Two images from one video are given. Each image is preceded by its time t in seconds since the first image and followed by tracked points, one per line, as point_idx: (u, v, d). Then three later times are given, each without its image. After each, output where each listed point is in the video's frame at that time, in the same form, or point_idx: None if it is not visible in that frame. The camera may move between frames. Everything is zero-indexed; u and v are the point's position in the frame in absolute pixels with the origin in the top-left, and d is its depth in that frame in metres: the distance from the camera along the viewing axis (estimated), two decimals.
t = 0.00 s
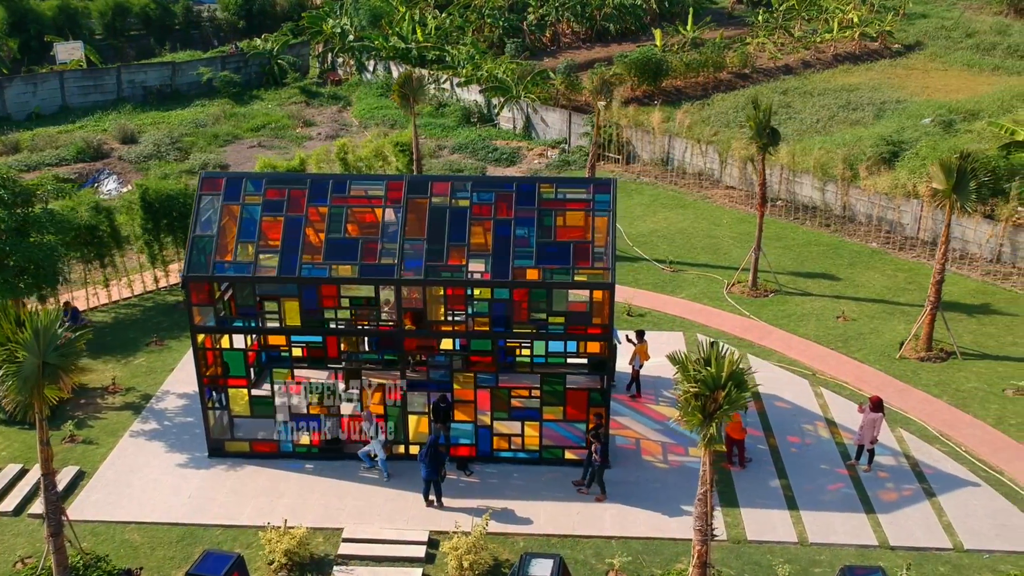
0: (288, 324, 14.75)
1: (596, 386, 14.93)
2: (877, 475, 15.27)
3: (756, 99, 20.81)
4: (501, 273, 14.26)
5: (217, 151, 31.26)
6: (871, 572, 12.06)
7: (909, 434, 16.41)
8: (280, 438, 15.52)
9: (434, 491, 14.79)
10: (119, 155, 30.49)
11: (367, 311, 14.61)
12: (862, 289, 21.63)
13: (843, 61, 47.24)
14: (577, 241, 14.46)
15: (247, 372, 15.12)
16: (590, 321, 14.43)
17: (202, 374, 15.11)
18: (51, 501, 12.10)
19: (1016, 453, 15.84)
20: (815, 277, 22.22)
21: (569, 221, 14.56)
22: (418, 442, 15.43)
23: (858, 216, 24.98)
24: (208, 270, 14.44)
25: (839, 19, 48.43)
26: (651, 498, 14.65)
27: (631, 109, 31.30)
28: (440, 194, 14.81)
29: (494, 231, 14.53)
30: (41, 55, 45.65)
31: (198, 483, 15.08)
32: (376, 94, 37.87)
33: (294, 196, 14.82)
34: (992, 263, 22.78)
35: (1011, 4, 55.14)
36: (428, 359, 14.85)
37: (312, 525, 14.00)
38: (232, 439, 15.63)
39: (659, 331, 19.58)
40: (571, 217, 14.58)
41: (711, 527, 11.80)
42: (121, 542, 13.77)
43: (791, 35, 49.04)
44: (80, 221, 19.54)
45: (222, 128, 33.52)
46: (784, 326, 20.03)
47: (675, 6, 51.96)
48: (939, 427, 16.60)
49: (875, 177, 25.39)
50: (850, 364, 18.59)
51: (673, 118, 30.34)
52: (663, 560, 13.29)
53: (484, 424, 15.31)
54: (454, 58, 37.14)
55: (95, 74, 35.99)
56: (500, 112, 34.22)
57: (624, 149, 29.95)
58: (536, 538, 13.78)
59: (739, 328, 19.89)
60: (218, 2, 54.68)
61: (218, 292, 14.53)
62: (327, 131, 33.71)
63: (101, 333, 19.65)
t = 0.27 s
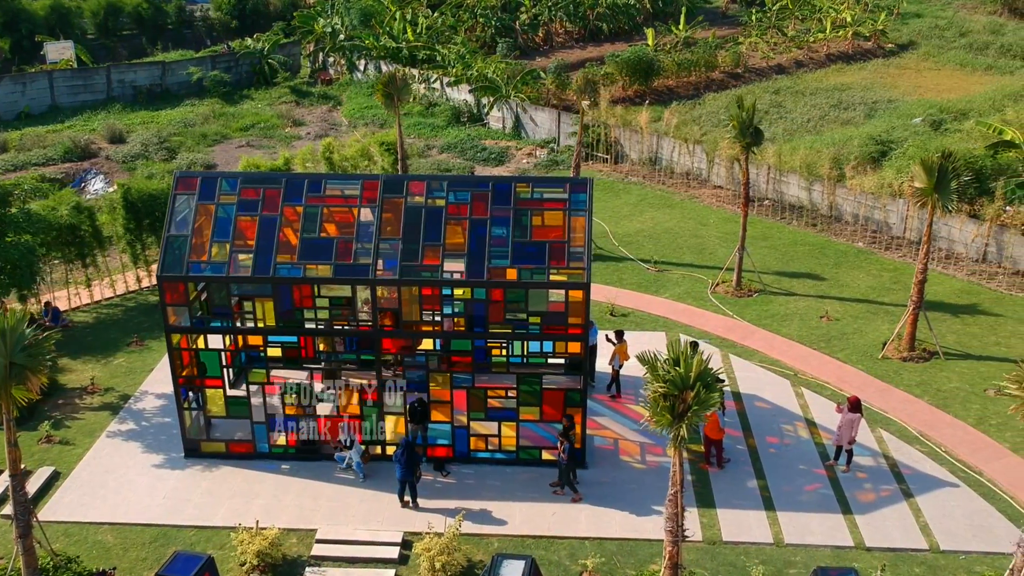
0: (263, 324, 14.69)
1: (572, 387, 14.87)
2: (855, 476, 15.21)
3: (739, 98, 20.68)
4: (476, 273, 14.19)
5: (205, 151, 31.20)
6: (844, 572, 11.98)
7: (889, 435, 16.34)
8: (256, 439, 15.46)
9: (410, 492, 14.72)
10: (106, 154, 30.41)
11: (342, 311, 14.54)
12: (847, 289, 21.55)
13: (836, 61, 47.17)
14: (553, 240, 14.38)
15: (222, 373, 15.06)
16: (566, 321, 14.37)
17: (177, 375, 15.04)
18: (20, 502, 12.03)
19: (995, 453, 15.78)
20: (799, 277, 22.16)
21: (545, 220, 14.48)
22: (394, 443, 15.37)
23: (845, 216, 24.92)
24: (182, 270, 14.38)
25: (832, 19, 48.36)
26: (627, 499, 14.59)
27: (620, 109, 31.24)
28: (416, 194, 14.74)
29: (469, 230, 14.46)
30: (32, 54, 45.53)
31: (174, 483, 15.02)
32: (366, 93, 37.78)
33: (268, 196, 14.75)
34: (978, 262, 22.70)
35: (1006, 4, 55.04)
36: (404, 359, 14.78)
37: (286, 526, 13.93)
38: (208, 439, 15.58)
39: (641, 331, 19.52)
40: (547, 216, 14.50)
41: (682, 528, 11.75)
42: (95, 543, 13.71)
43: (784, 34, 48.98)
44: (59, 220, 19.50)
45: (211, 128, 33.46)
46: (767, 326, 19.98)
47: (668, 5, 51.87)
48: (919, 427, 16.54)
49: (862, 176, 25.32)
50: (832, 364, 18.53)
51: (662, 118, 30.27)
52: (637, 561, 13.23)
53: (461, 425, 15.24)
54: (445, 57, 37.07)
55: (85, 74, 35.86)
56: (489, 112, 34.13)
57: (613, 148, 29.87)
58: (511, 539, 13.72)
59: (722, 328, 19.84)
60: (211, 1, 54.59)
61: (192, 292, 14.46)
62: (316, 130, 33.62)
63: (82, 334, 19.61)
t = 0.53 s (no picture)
0: (237, 325, 14.63)
1: (548, 387, 14.79)
2: (832, 477, 15.14)
3: (722, 97, 20.59)
4: (450, 273, 14.10)
5: (193, 151, 31.13)
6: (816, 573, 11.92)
7: (868, 436, 16.27)
8: (230, 439, 15.39)
9: (383, 493, 14.64)
10: (93, 154, 30.34)
11: (316, 311, 14.48)
12: (831, 289, 21.48)
13: (829, 61, 47.09)
14: (528, 240, 14.29)
15: (196, 373, 15.00)
16: (541, 322, 14.30)
17: (151, 375, 14.96)
18: None
19: (973, 454, 15.71)
20: (783, 277, 22.09)
21: (519, 220, 14.39)
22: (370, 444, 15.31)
23: (831, 216, 24.84)
24: (154, 270, 14.32)
25: (825, 19, 48.30)
26: (603, 500, 14.54)
27: (608, 109, 31.18)
28: (390, 193, 14.66)
29: (444, 230, 14.37)
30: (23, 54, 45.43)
31: (147, 484, 14.95)
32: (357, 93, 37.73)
33: (242, 195, 14.67)
34: (963, 262, 22.61)
35: (1000, 4, 54.95)
36: (378, 360, 14.71)
37: (258, 528, 13.86)
38: (183, 440, 15.52)
39: (623, 331, 19.46)
40: (521, 216, 14.41)
41: (651, 530, 11.69)
42: (65, 544, 13.63)
43: (777, 34, 48.91)
44: (38, 221, 19.45)
45: (199, 127, 33.39)
46: (749, 326, 19.93)
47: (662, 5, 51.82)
48: (899, 428, 16.47)
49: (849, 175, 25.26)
50: (813, 364, 18.46)
51: (650, 118, 30.21)
52: (610, 562, 13.16)
53: (436, 426, 15.17)
54: (435, 57, 37.03)
55: (74, 74, 35.76)
56: (478, 111, 34.06)
57: (600, 148, 29.79)
58: (485, 540, 13.65)
59: (704, 328, 19.78)
60: (204, 1, 54.52)
61: (165, 292, 14.41)
62: (305, 130, 33.55)
63: (61, 334, 19.56)
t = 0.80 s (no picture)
0: (209, 326, 14.56)
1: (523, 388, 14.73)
2: (808, 479, 15.07)
3: (705, 97, 20.56)
4: (423, 273, 14.03)
5: (180, 151, 31.05)
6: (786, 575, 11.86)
7: (846, 437, 16.20)
8: (204, 441, 15.31)
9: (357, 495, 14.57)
10: (80, 155, 30.28)
11: (289, 312, 14.41)
12: (814, 290, 21.41)
13: (821, 61, 47.04)
14: (502, 241, 14.22)
15: (169, 374, 14.93)
16: (515, 323, 14.22)
17: (124, 376, 14.90)
18: None
19: (952, 455, 15.65)
20: (767, 277, 22.04)
21: (493, 220, 14.32)
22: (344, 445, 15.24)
23: (817, 216, 24.77)
24: (126, 270, 14.26)
25: (818, 19, 48.25)
26: (577, 501, 14.47)
27: (596, 110, 31.11)
28: (364, 193, 14.58)
29: (417, 230, 14.30)
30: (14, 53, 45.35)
31: (120, 486, 14.87)
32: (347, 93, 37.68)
33: (215, 196, 14.62)
34: (947, 263, 22.54)
35: (993, 4, 54.91)
36: (351, 361, 14.64)
37: (229, 530, 13.79)
38: (157, 441, 15.44)
39: (604, 331, 19.40)
40: (495, 216, 14.34)
41: (620, 532, 11.62)
42: (35, 546, 13.55)
43: (770, 34, 48.85)
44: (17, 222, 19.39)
45: (187, 127, 33.31)
46: (731, 327, 19.88)
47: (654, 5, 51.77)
48: (877, 429, 16.40)
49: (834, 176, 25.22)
50: (793, 365, 18.41)
51: (638, 118, 30.16)
52: (581, 564, 13.09)
53: (411, 427, 15.09)
54: (424, 57, 36.98)
55: (62, 74, 35.67)
56: (467, 111, 33.96)
57: (588, 148, 29.69)
58: (457, 542, 13.59)
59: (685, 329, 19.74)
60: (196, 1, 54.44)
61: (137, 293, 14.35)
62: (293, 130, 33.47)
63: (39, 335, 19.50)
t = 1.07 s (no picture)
0: (183, 326, 14.51)
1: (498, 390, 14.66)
2: (785, 480, 15.02)
3: (687, 97, 20.49)
4: (396, 273, 13.96)
5: (167, 151, 30.98)
6: None
7: (824, 438, 16.12)
8: (179, 442, 15.27)
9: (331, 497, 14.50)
10: (66, 155, 30.21)
11: (262, 312, 14.35)
12: (797, 290, 21.36)
13: (813, 61, 46.98)
14: (476, 241, 14.16)
15: (143, 375, 14.87)
16: (489, 324, 14.15)
17: (98, 377, 14.84)
18: None
19: (929, 456, 15.59)
20: (750, 278, 21.98)
21: (467, 220, 14.25)
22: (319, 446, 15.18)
23: (803, 216, 24.71)
24: (98, 271, 14.21)
25: (810, 19, 48.20)
26: (552, 503, 14.40)
27: (584, 110, 31.06)
28: (338, 193, 14.51)
29: (391, 230, 14.23)
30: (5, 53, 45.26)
31: (94, 487, 14.81)
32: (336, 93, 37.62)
33: (188, 196, 14.57)
34: (932, 263, 22.48)
35: (987, 4, 54.82)
36: (325, 361, 14.57)
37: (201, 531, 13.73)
38: (131, 442, 15.39)
39: (585, 332, 19.34)
40: (469, 216, 14.27)
41: (588, 534, 11.57)
42: (7, 547, 13.48)
43: (763, 34, 48.78)
44: None
45: (175, 127, 33.24)
46: (712, 327, 19.83)
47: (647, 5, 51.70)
48: (856, 430, 16.32)
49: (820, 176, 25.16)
50: (774, 365, 18.35)
51: (626, 118, 30.09)
52: (553, 566, 13.03)
53: (386, 428, 15.02)
54: (414, 56, 36.91)
55: (51, 73, 35.57)
56: (457, 111, 33.85)
57: (576, 148, 29.60)
58: (430, 544, 13.53)
59: (667, 329, 19.69)
60: (189, 1, 54.36)
61: (109, 293, 14.29)
62: (281, 129, 33.39)
63: (18, 335, 19.43)
